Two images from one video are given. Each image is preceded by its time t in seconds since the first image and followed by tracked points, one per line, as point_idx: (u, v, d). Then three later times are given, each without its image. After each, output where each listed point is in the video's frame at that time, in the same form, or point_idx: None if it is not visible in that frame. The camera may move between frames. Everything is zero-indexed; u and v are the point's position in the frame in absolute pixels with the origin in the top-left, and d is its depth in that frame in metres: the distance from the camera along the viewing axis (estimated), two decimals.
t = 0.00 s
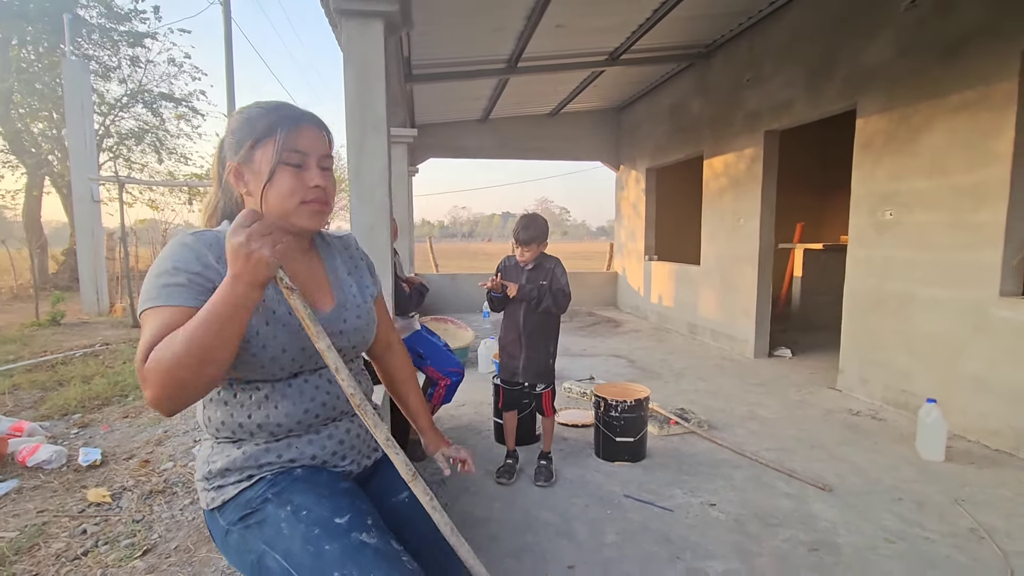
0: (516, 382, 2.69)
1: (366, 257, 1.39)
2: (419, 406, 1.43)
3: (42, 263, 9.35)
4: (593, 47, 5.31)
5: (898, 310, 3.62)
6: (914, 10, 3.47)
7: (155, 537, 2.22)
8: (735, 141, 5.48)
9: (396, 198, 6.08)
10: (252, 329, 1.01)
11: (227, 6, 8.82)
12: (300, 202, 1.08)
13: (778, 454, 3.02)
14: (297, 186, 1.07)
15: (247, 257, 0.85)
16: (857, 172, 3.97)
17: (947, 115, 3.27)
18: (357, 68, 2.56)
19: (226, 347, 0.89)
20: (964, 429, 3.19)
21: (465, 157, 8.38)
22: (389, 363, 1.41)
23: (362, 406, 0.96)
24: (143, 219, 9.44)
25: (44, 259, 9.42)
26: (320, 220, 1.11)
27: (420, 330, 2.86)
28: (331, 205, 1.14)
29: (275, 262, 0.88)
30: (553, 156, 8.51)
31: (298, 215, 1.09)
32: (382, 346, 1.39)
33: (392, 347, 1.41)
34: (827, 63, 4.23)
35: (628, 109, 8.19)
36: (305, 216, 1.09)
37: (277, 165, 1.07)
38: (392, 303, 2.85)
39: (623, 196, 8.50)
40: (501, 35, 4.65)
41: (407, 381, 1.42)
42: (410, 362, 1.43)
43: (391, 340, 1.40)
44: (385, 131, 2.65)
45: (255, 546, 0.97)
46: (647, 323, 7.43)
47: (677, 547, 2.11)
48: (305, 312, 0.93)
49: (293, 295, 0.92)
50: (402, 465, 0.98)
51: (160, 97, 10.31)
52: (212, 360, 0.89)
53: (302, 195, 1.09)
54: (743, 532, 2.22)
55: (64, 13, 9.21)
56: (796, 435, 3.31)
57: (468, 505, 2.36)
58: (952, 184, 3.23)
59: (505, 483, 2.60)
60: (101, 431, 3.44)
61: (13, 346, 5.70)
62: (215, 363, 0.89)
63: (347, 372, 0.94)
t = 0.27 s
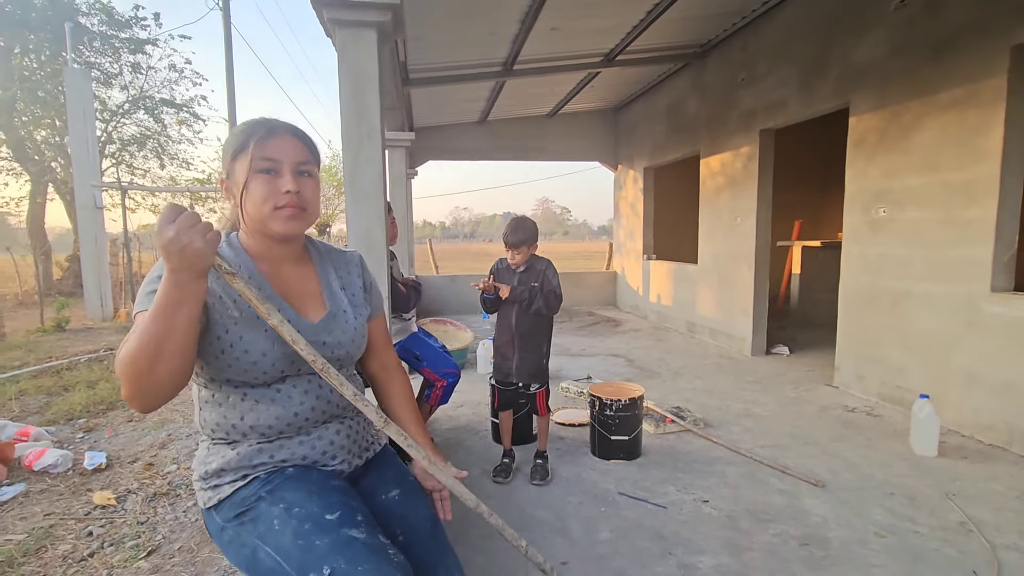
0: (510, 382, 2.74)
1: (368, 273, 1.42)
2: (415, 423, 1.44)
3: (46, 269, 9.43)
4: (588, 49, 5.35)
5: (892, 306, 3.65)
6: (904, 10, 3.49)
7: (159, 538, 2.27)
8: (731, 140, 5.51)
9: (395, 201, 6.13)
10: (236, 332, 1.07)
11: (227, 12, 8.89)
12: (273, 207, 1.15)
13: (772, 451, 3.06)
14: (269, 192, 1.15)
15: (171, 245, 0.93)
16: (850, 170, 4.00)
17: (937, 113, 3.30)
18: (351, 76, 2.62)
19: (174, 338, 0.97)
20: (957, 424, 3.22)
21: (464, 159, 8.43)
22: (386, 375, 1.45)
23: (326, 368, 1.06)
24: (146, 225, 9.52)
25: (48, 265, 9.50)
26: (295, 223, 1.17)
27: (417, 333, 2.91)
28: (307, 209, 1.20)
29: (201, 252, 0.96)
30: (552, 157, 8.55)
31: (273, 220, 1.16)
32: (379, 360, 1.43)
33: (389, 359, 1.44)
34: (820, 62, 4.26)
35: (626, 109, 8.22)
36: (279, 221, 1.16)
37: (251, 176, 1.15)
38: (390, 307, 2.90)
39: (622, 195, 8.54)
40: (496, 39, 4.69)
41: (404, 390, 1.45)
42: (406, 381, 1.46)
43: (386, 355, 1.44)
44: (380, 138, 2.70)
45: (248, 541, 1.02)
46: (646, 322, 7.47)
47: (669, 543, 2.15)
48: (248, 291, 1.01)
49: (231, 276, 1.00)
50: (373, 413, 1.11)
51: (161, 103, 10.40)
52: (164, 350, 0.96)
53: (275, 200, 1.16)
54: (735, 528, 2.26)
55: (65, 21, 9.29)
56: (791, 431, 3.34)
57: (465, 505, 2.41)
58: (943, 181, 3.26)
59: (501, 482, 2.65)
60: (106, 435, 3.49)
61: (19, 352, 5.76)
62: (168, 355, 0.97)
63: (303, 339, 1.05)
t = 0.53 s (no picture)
0: (515, 384, 2.73)
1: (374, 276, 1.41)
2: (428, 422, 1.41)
3: (53, 272, 9.50)
4: (590, 46, 5.33)
5: (900, 304, 3.62)
6: (908, 4, 3.46)
7: (167, 541, 2.28)
8: (735, 136, 5.48)
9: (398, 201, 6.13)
10: (238, 342, 1.08)
11: (229, 14, 8.91)
12: (273, 213, 1.15)
13: (779, 451, 3.04)
14: (269, 198, 1.15)
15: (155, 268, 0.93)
16: (856, 166, 3.97)
17: (943, 109, 3.26)
18: (352, 78, 2.61)
19: (165, 359, 0.98)
20: (967, 422, 3.19)
21: (467, 158, 8.42)
22: (394, 380, 1.44)
23: (325, 383, 1.05)
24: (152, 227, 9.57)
25: (55, 268, 9.57)
26: (296, 228, 1.17)
27: (421, 334, 2.91)
28: (308, 214, 1.20)
29: (187, 276, 0.96)
30: (555, 155, 8.53)
31: (274, 226, 1.16)
32: (386, 363, 1.43)
33: (397, 364, 1.44)
34: (824, 57, 4.22)
35: (629, 106, 8.19)
36: (280, 227, 1.16)
37: (251, 183, 1.16)
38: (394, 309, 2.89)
39: (626, 193, 8.51)
40: (498, 37, 4.67)
41: (412, 396, 1.44)
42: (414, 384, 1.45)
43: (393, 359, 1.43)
44: (382, 140, 2.70)
45: (254, 548, 1.02)
46: (652, 320, 7.45)
47: (676, 544, 2.14)
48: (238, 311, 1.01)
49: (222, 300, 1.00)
50: (379, 425, 1.11)
51: (165, 105, 10.45)
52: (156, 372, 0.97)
53: (275, 207, 1.16)
54: (741, 529, 2.24)
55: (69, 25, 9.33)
56: (798, 431, 3.32)
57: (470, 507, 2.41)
58: (950, 177, 3.23)
59: (507, 484, 2.65)
60: (114, 437, 3.51)
61: (27, 355, 5.80)
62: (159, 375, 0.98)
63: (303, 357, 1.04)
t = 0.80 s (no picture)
0: (523, 383, 2.68)
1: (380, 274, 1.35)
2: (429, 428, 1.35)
3: (56, 270, 9.47)
4: (595, 39, 5.25)
5: (913, 299, 3.55)
6: None
7: (169, 543, 2.23)
8: (741, 130, 5.40)
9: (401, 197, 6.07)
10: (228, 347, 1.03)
11: (229, 10, 8.84)
12: (275, 205, 1.09)
13: (791, 450, 2.98)
14: (270, 190, 1.09)
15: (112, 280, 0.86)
16: (867, 159, 3.89)
17: (957, 99, 3.18)
18: (353, 72, 2.55)
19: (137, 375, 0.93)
20: (983, 419, 3.12)
21: (470, 153, 8.35)
22: (399, 383, 1.39)
23: (309, 406, 0.99)
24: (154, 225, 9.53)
25: (58, 266, 9.54)
26: (299, 221, 1.11)
27: (425, 332, 2.85)
28: (311, 207, 1.14)
29: (146, 294, 0.89)
30: (558, 150, 8.45)
31: (274, 219, 1.10)
32: (391, 364, 1.37)
33: (400, 365, 1.38)
34: (833, 48, 4.14)
35: (633, 100, 8.10)
36: (281, 220, 1.10)
37: (251, 174, 1.10)
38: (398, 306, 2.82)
39: (630, 188, 8.43)
40: (501, 30, 4.60)
41: (416, 401, 1.38)
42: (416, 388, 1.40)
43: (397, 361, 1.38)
44: (385, 135, 2.63)
45: (254, 562, 0.97)
46: (657, 317, 7.38)
47: (688, 547, 2.08)
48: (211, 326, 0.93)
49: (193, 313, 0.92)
50: (368, 448, 1.03)
51: (166, 102, 10.43)
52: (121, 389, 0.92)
53: (277, 199, 1.10)
54: (755, 530, 2.18)
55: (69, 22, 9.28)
56: (810, 428, 3.26)
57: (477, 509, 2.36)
58: (965, 169, 3.15)
59: (514, 484, 2.59)
60: (116, 437, 3.47)
61: (29, 354, 5.77)
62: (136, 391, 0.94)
63: (281, 376, 0.97)
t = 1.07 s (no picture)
0: (525, 378, 2.63)
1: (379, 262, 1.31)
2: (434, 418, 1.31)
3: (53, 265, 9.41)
4: (596, 30, 5.18)
5: (918, 292, 3.50)
6: None
7: (165, 541, 2.19)
8: (744, 122, 5.34)
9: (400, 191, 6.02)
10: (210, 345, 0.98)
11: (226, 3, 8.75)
12: (262, 185, 1.05)
13: (796, 445, 2.94)
14: (258, 168, 1.05)
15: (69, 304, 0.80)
16: (872, 151, 3.84)
17: (966, 89, 3.13)
18: (349, 62, 2.49)
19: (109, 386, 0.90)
20: (989, 414, 3.09)
21: (469, 147, 8.28)
22: (400, 376, 1.35)
23: (311, 407, 0.95)
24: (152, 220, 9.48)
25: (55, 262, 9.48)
26: (288, 203, 1.07)
27: (425, 326, 2.80)
28: (302, 187, 1.09)
29: (99, 320, 0.82)
30: (559, 143, 8.38)
31: (262, 200, 1.05)
32: (392, 357, 1.33)
33: (402, 358, 1.34)
34: (838, 38, 4.08)
35: (634, 93, 8.04)
36: (269, 201, 1.06)
37: (237, 152, 1.05)
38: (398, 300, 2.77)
39: (631, 182, 8.37)
40: (501, 21, 4.54)
41: (421, 394, 1.33)
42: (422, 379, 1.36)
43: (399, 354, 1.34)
44: (383, 127, 2.58)
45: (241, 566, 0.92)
46: (658, 311, 7.34)
47: (693, 544, 2.04)
48: (186, 337, 0.88)
49: (164, 322, 0.87)
50: (378, 440, 1.00)
51: (163, 97, 10.38)
52: (92, 396, 0.89)
53: (264, 178, 1.05)
54: (761, 527, 2.14)
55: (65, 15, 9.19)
56: (814, 423, 3.22)
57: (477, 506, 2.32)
58: (973, 160, 3.09)
59: (515, 481, 2.55)
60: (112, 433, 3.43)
61: (25, 350, 5.73)
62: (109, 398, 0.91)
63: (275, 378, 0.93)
